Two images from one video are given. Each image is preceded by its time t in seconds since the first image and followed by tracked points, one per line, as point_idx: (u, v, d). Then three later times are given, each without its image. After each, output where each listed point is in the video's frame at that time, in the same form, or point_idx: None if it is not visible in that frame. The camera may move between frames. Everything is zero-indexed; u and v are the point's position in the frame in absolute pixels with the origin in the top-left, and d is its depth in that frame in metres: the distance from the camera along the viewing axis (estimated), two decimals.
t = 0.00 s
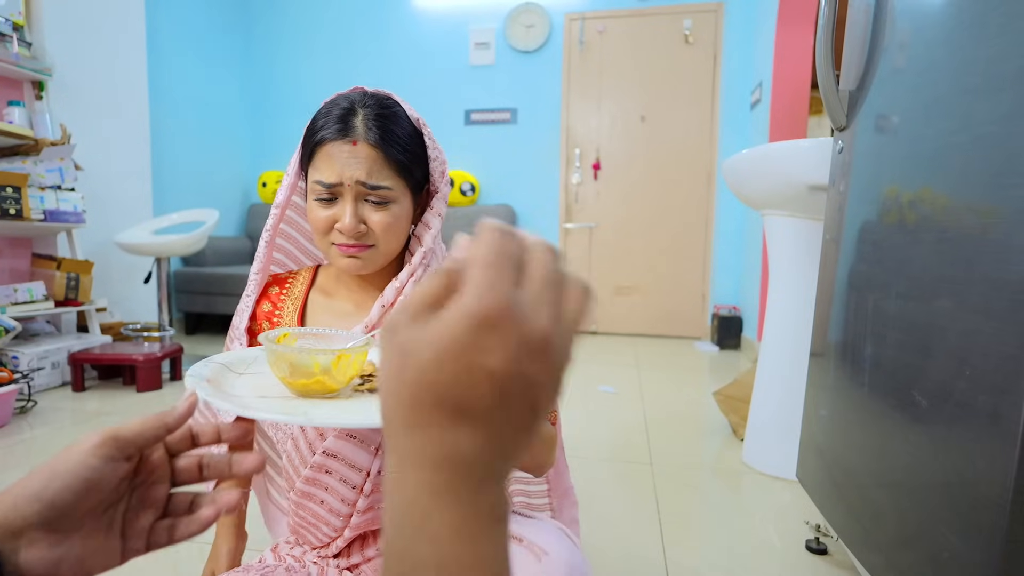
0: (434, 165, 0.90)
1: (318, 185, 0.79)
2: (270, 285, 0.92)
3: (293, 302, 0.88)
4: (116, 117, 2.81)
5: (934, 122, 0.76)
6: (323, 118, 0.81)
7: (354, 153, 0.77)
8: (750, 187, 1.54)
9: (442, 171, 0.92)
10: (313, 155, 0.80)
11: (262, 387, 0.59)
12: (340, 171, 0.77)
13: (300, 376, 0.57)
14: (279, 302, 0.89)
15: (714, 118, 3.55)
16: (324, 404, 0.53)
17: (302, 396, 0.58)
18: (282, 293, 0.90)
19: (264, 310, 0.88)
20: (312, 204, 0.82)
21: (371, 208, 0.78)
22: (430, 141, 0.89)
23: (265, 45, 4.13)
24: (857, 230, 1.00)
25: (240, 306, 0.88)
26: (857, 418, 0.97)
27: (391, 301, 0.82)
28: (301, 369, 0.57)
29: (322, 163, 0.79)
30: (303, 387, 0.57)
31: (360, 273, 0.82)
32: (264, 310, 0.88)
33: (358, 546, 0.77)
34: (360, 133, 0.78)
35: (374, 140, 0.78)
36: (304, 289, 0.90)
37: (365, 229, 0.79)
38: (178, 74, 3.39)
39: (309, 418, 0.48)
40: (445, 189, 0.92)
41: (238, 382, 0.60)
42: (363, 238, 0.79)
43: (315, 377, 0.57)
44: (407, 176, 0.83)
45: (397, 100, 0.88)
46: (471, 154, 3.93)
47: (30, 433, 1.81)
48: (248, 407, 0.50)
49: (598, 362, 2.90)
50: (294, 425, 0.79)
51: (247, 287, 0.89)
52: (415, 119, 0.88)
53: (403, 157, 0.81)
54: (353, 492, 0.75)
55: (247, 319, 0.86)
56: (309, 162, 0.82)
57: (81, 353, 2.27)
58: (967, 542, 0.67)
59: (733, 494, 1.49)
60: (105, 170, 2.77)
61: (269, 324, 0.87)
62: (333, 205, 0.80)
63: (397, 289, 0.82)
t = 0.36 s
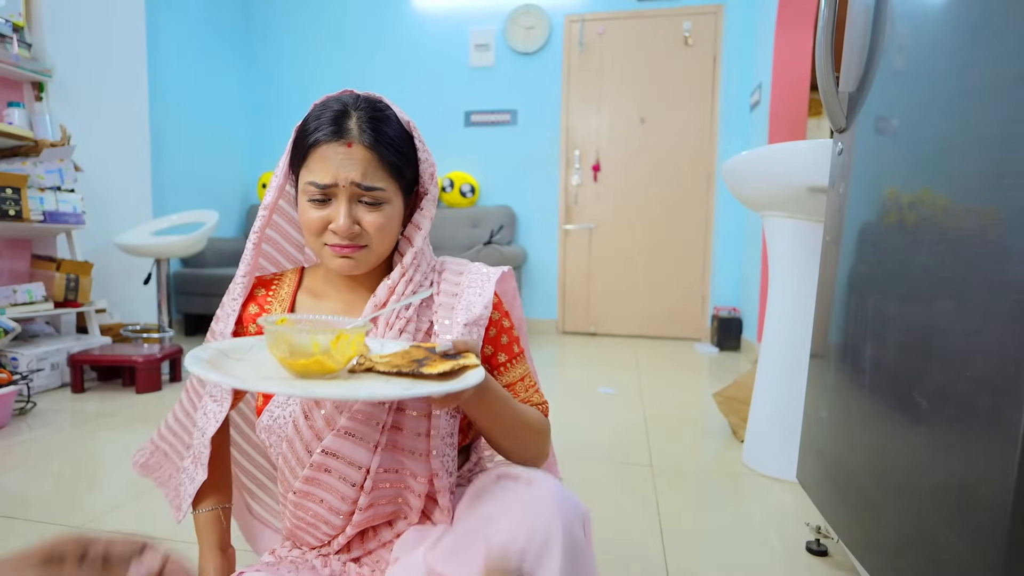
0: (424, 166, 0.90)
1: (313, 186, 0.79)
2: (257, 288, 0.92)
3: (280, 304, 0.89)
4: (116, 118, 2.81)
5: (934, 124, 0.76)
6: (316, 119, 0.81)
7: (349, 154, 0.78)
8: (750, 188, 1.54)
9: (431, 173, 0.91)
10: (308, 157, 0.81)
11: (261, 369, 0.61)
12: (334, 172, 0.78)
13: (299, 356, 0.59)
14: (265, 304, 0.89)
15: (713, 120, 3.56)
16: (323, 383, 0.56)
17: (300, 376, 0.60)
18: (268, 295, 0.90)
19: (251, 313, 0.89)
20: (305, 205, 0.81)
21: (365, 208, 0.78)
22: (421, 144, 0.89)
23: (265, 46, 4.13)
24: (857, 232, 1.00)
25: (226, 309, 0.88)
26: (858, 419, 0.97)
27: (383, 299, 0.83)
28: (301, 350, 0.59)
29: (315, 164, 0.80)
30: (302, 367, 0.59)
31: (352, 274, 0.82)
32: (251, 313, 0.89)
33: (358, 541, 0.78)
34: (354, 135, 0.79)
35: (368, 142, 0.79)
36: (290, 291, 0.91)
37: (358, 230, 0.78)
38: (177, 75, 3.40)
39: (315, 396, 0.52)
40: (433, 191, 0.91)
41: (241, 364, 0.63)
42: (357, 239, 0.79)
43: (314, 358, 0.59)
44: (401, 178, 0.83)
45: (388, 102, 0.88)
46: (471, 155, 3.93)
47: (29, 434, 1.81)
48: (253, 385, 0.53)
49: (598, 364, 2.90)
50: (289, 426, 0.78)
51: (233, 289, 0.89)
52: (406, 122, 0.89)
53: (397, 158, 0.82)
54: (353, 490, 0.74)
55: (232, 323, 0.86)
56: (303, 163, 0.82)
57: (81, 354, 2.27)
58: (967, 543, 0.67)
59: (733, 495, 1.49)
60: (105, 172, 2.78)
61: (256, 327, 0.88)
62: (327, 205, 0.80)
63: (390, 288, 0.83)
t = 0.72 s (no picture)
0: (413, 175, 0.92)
1: (309, 194, 0.79)
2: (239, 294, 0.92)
3: (264, 308, 0.89)
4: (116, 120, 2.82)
5: (931, 126, 0.76)
6: (312, 130, 0.81)
7: (348, 164, 0.79)
8: (749, 190, 1.54)
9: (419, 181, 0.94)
10: (304, 166, 0.80)
11: (275, 358, 0.62)
12: (334, 181, 0.78)
13: (314, 345, 0.60)
14: (248, 310, 0.89)
15: (712, 121, 3.57)
16: (338, 372, 0.57)
17: (315, 363, 0.61)
18: (251, 300, 0.90)
19: (234, 318, 0.88)
20: (298, 212, 0.81)
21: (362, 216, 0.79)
22: (411, 154, 0.91)
23: (265, 49, 4.14)
24: (855, 233, 1.00)
25: (206, 315, 0.87)
26: (856, 421, 0.97)
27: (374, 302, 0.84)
28: (316, 339, 0.60)
29: (312, 173, 0.79)
30: (316, 356, 0.60)
31: (345, 280, 0.83)
32: (234, 319, 0.88)
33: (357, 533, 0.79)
34: (353, 145, 0.80)
35: (367, 152, 0.80)
36: (274, 296, 0.91)
37: (355, 237, 0.79)
38: (178, 77, 3.40)
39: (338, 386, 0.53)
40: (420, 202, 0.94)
41: (252, 352, 0.63)
42: (353, 245, 0.80)
43: (328, 347, 0.60)
44: (393, 188, 0.85)
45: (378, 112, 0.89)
46: (470, 157, 3.93)
47: (29, 436, 1.81)
48: (272, 374, 0.54)
49: (597, 365, 2.90)
50: (283, 430, 0.78)
51: (215, 295, 0.88)
52: (397, 132, 0.90)
53: (392, 168, 0.83)
54: (354, 487, 0.75)
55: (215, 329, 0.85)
56: (297, 171, 0.82)
57: (80, 356, 2.27)
58: (963, 544, 0.68)
59: (732, 496, 1.49)
60: (105, 174, 2.78)
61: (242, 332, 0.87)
62: (323, 214, 0.80)
63: (380, 292, 0.84)
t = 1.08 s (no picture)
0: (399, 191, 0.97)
1: (307, 208, 0.79)
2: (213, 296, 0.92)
3: (240, 311, 0.91)
4: (115, 120, 2.82)
5: (929, 128, 0.76)
6: (311, 144, 0.81)
7: (351, 183, 0.80)
8: (747, 192, 1.54)
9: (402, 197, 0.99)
10: (301, 181, 0.81)
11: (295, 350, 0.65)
12: (336, 199, 0.80)
13: (338, 334, 0.64)
14: (224, 313, 0.90)
15: (711, 123, 3.57)
16: (366, 357, 0.62)
17: (336, 350, 0.65)
18: (226, 303, 0.91)
19: (210, 321, 0.89)
20: (292, 224, 0.81)
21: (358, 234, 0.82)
22: (398, 171, 0.94)
23: (264, 50, 4.14)
24: (852, 235, 1.01)
25: (177, 322, 0.86)
26: (853, 423, 0.98)
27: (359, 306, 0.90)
28: (339, 328, 0.64)
29: (311, 189, 0.80)
30: (340, 343, 0.65)
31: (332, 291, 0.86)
32: (209, 322, 0.89)
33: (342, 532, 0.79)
34: (353, 165, 0.81)
35: (366, 173, 0.82)
36: (249, 300, 0.93)
37: (351, 252, 0.82)
38: (178, 79, 3.40)
39: (366, 371, 0.58)
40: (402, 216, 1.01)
41: (269, 344, 0.66)
42: (346, 260, 0.82)
43: (351, 335, 0.64)
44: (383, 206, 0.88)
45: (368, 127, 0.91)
46: (470, 158, 3.93)
47: (28, 437, 1.81)
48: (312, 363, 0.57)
49: (596, 367, 2.90)
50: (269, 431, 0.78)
51: (186, 302, 0.87)
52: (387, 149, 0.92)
53: (385, 188, 0.86)
54: (339, 481, 0.75)
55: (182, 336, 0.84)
56: (292, 185, 0.82)
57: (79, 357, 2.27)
58: (960, 546, 0.68)
59: (730, 498, 1.49)
60: (105, 174, 2.78)
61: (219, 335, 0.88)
62: (319, 228, 0.81)
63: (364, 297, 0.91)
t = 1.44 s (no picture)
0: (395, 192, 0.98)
1: (309, 205, 0.79)
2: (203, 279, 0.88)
3: (231, 294, 0.86)
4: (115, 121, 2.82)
5: (928, 130, 0.76)
6: (315, 143, 0.81)
7: (356, 183, 0.81)
8: (747, 194, 1.54)
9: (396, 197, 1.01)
10: (304, 181, 0.80)
11: (304, 328, 0.67)
12: (342, 197, 0.80)
13: (350, 314, 0.65)
14: (216, 297, 0.86)
15: (711, 125, 3.57)
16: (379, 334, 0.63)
17: (346, 331, 0.66)
18: (217, 287, 0.87)
19: (201, 306, 0.85)
20: (291, 220, 0.80)
21: (359, 232, 0.82)
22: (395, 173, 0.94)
23: (265, 51, 4.15)
24: (852, 236, 1.01)
25: (161, 314, 0.83)
26: (852, 425, 0.98)
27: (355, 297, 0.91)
28: (350, 308, 0.65)
29: (313, 187, 0.79)
30: (350, 323, 0.65)
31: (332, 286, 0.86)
32: (202, 307, 0.85)
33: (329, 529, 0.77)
34: (356, 167, 0.82)
35: (367, 174, 0.83)
36: (242, 283, 0.88)
37: (351, 251, 0.82)
38: (179, 80, 3.41)
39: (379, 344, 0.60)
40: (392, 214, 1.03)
41: (280, 327, 0.66)
42: (347, 258, 0.82)
43: (363, 315, 0.65)
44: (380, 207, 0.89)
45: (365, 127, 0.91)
46: (470, 159, 3.93)
47: (27, 438, 1.80)
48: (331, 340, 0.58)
49: (596, 368, 2.90)
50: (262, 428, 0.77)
51: (170, 293, 0.83)
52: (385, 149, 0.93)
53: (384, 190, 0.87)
54: (329, 474, 0.75)
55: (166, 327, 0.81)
56: (292, 185, 0.81)
57: (79, 358, 2.26)
58: (958, 546, 0.68)
59: (729, 499, 1.49)
60: (105, 175, 2.78)
61: (210, 321, 0.84)
62: (321, 226, 0.80)
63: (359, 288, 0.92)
